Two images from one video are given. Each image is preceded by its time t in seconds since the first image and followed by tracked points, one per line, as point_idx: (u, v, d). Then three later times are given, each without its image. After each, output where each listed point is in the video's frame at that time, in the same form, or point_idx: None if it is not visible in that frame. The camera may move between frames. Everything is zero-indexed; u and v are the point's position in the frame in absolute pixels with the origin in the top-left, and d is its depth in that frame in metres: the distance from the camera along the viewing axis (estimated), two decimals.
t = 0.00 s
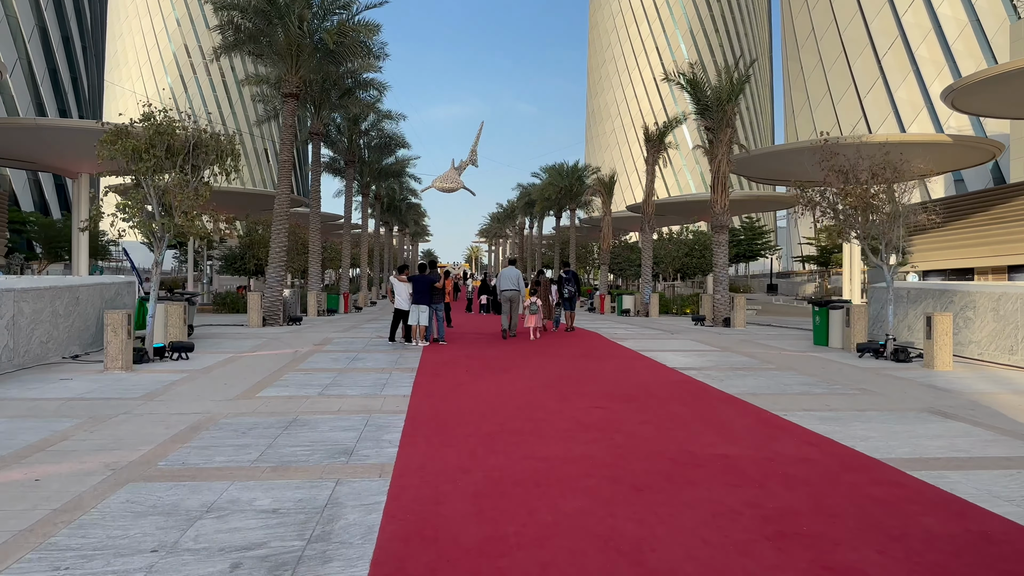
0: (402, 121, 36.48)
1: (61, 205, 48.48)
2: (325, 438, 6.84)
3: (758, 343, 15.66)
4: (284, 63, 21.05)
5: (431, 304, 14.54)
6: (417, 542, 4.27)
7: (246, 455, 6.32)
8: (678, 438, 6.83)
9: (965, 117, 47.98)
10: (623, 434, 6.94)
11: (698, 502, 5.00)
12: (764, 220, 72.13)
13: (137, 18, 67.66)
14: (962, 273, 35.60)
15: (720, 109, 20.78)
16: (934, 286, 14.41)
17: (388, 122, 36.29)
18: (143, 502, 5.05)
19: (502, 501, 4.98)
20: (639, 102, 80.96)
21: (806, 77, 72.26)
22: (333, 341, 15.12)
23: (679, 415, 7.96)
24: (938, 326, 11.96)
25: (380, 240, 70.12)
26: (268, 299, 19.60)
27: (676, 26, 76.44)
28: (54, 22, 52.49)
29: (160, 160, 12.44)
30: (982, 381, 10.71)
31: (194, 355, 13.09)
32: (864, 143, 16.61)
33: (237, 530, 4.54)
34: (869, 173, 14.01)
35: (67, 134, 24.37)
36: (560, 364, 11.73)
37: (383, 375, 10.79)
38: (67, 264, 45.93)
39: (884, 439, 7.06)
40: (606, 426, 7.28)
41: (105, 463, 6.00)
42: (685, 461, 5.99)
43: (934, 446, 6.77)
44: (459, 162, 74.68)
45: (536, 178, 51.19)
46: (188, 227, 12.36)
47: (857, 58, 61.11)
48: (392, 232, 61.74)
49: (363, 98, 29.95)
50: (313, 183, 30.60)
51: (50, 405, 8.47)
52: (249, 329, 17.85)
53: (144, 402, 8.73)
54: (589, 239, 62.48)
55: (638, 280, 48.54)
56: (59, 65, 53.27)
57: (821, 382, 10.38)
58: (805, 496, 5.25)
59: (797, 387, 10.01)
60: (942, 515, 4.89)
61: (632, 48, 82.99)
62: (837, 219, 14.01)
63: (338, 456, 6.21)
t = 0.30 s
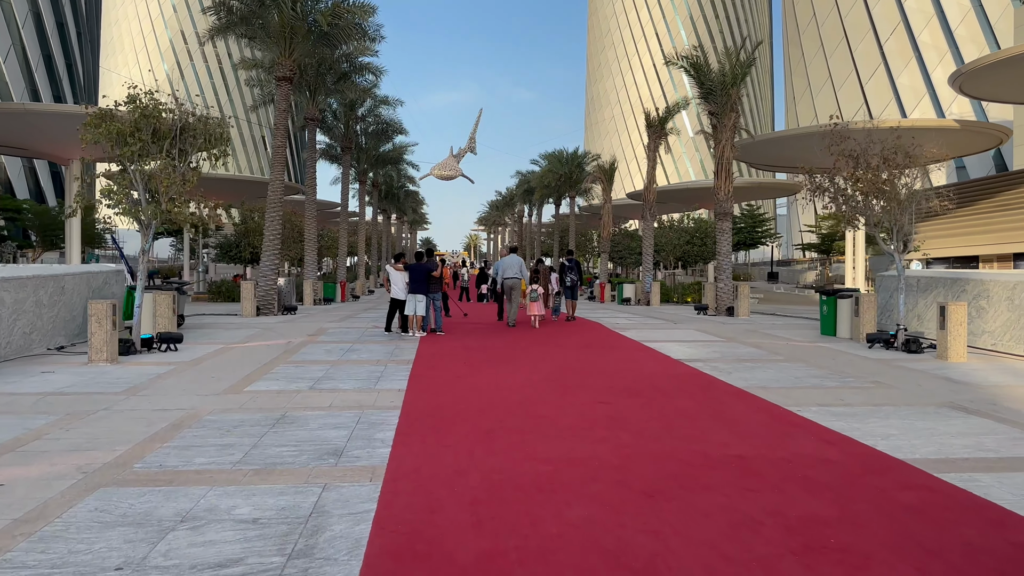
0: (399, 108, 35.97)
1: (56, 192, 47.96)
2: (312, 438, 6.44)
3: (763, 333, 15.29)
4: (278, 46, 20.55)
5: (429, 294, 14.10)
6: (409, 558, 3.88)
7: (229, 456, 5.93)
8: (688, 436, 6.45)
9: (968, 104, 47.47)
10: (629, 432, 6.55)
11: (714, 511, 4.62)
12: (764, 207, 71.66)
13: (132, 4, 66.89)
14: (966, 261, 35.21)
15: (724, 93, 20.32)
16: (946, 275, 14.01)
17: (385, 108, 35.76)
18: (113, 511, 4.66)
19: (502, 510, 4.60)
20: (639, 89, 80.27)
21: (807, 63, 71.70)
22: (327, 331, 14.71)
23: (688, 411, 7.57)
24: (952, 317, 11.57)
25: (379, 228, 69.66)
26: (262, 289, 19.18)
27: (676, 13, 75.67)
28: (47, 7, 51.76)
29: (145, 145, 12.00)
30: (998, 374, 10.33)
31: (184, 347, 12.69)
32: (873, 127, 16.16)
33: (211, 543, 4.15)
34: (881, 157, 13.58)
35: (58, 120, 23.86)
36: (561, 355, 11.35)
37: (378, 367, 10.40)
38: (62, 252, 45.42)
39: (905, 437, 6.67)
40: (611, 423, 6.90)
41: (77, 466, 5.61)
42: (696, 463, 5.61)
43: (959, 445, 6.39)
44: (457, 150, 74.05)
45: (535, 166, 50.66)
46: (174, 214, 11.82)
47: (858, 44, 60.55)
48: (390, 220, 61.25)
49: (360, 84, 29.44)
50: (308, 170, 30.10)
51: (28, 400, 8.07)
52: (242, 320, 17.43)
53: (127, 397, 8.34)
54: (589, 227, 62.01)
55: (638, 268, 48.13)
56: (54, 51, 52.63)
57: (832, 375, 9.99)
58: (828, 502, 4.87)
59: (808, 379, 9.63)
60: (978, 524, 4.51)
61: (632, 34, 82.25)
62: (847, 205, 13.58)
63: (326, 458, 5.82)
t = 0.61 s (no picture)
0: (397, 98, 35.52)
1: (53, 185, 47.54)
2: (302, 441, 6.07)
3: (769, 326, 14.93)
4: (273, 34, 20.08)
5: (426, 286, 13.73)
6: None
7: (212, 462, 5.56)
8: (700, 438, 6.10)
9: (971, 94, 47.04)
10: (637, 434, 6.19)
11: (734, 524, 4.26)
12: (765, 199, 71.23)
13: None
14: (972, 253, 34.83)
15: (728, 82, 19.90)
16: (958, 266, 13.63)
17: (383, 98, 35.31)
18: (82, 525, 4.29)
19: (504, 523, 4.24)
20: (639, 80, 79.74)
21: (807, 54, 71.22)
22: (323, 325, 14.33)
23: (697, 410, 7.20)
24: (967, 310, 11.20)
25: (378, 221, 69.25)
26: (257, 282, 18.81)
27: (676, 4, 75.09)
28: None
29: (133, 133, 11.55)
30: (1018, 369, 9.95)
31: (174, 342, 12.30)
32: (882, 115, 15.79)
33: (186, 563, 3.78)
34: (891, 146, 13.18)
35: (50, 110, 23.42)
36: (564, 351, 10.99)
37: (374, 363, 10.04)
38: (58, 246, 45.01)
39: (930, 439, 6.30)
40: (618, 423, 6.55)
41: (49, 473, 5.24)
42: (710, 468, 5.25)
43: (988, 448, 6.02)
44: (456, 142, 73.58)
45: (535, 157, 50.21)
46: (163, 205, 11.36)
47: (859, 34, 60.10)
48: (389, 211, 60.80)
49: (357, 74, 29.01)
50: (305, 161, 29.68)
51: (6, 399, 7.70)
52: (237, 313, 17.05)
53: (110, 396, 7.96)
54: (589, 219, 61.62)
55: (638, 260, 47.73)
56: (50, 43, 52.12)
57: (846, 371, 9.61)
58: (856, 513, 4.52)
59: (821, 376, 9.27)
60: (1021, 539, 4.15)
61: (632, 25, 81.70)
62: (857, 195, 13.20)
63: (316, 464, 5.45)
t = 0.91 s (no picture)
0: (395, 94, 35.06)
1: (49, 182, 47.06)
2: (291, 455, 5.68)
3: (777, 326, 14.54)
4: (267, 28, 19.64)
5: (424, 287, 13.34)
6: None
7: (192, 478, 5.17)
8: (715, 450, 5.73)
9: (974, 90, 46.61)
10: (649, 445, 5.82)
11: (759, 550, 3.89)
12: (766, 195, 70.78)
13: None
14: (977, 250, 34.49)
15: (733, 76, 19.46)
16: (972, 264, 13.26)
17: (381, 94, 34.87)
18: (44, 554, 3.90)
19: (508, 549, 3.88)
20: (639, 76, 79.27)
21: (808, 49, 70.73)
22: (318, 325, 13.94)
23: (710, 418, 6.83)
24: (984, 309, 10.82)
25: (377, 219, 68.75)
26: (252, 281, 18.45)
27: None
28: None
29: (119, 128, 11.16)
30: None
31: (164, 344, 11.90)
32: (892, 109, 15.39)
33: None
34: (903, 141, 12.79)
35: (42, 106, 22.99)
36: (568, 352, 10.61)
37: (370, 366, 9.65)
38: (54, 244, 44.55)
39: (961, 450, 5.91)
40: (626, 433, 6.18)
41: (15, 492, 4.85)
42: (728, 486, 4.88)
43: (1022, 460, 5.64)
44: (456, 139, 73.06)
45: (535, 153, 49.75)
46: (152, 202, 10.97)
47: (860, 29, 59.62)
48: (388, 208, 60.40)
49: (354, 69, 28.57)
50: (301, 158, 29.24)
51: None
52: (231, 313, 16.65)
53: (91, 403, 7.56)
54: (589, 215, 61.18)
55: (639, 257, 47.32)
56: (46, 39, 51.58)
57: (862, 374, 9.22)
58: (891, 536, 4.15)
59: (837, 380, 8.87)
60: None
61: (632, 21, 81.20)
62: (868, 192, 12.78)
63: (304, 480, 5.07)
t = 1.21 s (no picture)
0: (393, 89, 34.68)
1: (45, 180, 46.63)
2: (273, 465, 5.32)
3: (783, 323, 14.16)
4: (260, 20, 19.14)
5: (421, 284, 13.00)
6: None
7: (165, 492, 4.80)
8: (727, 458, 5.35)
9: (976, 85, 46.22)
10: (656, 453, 5.44)
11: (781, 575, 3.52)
12: (767, 190, 70.37)
13: None
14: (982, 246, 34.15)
15: (736, 68, 19.08)
16: (984, 260, 12.88)
17: (379, 90, 34.47)
18: None
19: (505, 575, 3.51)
20: (639, 72, 78.88)
21: (808, 44, 70.35)
22: (312, 324, 13.56)
23: (719, 421, 6.45)
24: (999, 306, 10.45)
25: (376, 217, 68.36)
26: (246, 279, 18.03)
27: None
28: None
29: (103, 121, 10.76)
30: None
31: (153, 345, 11.52)
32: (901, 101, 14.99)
33: None
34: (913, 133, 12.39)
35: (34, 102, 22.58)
36: (569, 352, 10.23)
37: (363, 367, 9.28)
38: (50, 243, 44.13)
39: (989, 457, 5.54)
40: (630, 439, 5.80)
41: None
42: (742, 500, 4.51)
43: None
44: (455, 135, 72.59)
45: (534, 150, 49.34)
46: (137, 198, 10.53)
47: (861, 24, 59.20)
48: (386, 206, 60.01)
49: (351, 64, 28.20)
50: (298, 153, 28.85)
51: None
52: (224, 312, 16.26)
53: (68, 408, 7.18)
54: (589, 212, 60.81)
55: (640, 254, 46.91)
56: (43, 37, 51.12)
57: (875, 374, 8.85)
58: (925, 557, 3.78)
59: (848, 381, 8.49)
60: None
61: (632, 17, 80.78)
62: (879, 185, 12.36)
63: (286, 494, 4.70)
